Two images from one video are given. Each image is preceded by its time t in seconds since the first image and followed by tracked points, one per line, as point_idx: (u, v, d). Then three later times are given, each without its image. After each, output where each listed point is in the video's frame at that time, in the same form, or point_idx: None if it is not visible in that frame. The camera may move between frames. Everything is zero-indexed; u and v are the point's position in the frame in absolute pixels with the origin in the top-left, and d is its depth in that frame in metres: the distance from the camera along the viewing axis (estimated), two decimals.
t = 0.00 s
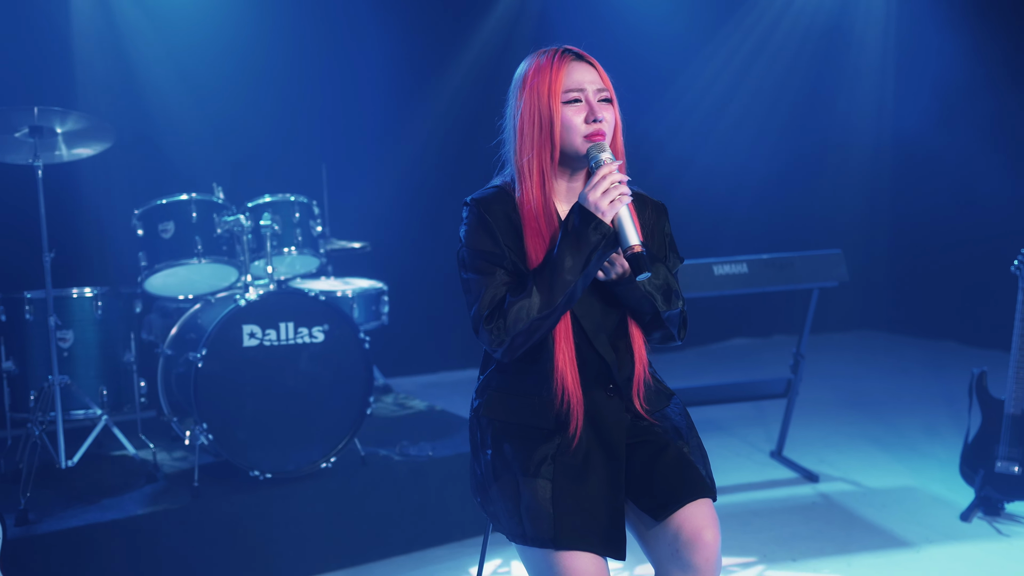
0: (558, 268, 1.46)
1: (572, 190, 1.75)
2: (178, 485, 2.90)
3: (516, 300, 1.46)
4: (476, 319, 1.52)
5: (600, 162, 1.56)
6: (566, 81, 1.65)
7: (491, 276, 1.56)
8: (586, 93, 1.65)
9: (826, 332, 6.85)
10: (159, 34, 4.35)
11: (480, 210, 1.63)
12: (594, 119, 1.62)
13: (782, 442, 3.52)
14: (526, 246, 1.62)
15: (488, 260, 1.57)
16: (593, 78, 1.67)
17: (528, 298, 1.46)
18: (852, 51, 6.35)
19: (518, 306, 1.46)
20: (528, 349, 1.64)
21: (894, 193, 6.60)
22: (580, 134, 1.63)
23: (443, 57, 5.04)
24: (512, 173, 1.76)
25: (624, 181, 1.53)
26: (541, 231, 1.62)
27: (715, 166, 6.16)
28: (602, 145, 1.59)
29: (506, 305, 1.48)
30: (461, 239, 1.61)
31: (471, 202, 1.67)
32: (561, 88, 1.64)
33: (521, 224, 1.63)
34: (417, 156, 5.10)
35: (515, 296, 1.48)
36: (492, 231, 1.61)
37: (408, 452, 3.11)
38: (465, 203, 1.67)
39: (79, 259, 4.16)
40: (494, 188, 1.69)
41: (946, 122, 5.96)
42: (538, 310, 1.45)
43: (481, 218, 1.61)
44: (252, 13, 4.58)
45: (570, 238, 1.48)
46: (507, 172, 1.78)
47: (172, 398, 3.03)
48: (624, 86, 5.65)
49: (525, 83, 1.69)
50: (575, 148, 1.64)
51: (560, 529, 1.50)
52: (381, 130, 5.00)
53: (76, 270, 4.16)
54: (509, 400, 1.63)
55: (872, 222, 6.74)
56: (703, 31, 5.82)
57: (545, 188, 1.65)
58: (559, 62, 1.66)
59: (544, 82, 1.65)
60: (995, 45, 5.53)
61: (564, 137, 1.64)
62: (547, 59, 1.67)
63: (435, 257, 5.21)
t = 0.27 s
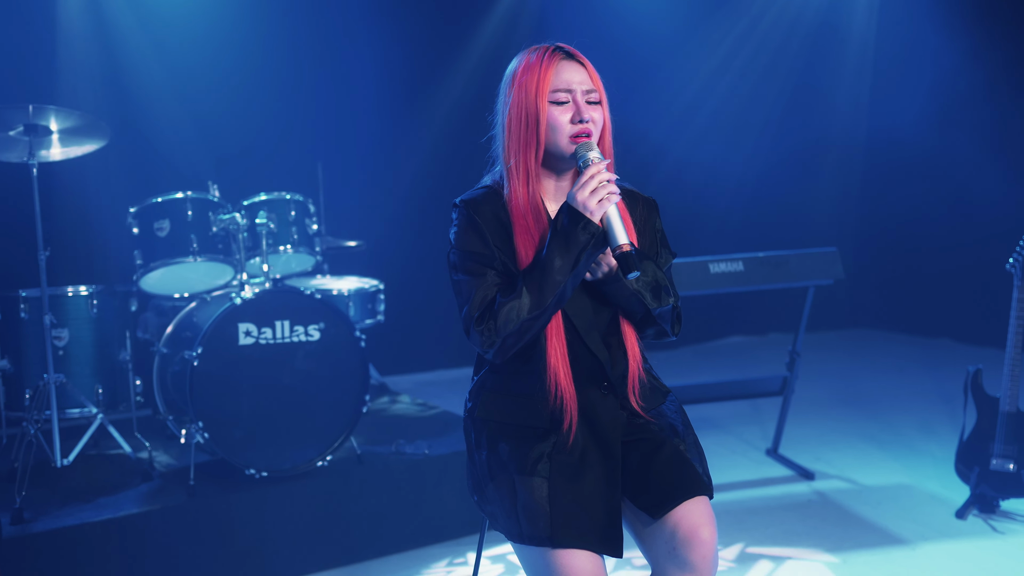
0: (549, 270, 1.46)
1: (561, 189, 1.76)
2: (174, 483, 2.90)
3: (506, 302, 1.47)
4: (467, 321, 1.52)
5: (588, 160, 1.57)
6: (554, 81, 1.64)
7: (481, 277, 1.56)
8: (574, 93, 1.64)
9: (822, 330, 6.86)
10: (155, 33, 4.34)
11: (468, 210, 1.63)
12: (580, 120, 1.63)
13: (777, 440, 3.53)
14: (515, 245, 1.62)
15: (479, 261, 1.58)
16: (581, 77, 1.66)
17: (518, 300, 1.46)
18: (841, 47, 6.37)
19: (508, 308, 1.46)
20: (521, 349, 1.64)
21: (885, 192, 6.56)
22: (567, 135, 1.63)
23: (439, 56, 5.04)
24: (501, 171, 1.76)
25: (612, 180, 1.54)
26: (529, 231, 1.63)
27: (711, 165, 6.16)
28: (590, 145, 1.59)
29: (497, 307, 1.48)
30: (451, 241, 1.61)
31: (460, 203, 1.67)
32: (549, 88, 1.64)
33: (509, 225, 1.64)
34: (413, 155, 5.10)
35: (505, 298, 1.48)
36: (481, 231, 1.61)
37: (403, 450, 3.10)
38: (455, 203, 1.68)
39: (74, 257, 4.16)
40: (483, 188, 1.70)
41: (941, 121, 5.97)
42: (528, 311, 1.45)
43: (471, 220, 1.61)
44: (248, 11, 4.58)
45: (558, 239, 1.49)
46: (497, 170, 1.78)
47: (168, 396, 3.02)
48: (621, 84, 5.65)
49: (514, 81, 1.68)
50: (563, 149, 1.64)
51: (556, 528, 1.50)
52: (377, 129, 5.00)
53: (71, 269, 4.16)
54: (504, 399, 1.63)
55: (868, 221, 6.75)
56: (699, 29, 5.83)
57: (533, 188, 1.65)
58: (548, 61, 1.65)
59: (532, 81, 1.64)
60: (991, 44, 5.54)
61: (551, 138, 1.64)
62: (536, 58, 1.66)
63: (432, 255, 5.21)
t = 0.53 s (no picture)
0: (539, 271, 1.46)
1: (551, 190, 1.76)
2: (169, 482, 2.89)
3: (495, 304, 1.47)
4: (457, 322, 1.54)
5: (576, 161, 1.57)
6: (542, 83, 1.64)
7: (471, 278, 1.57)
8: (561, 96, 1.64)
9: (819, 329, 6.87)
10: (150, 32, 4.34)
11: (458, 212, 1.64)
12: (567, 123, 1.63)
13: (773, 438, 3.53)
14: (504, 246, 1.62)
15: (469, 263, 1.59)
16: (570, 79, 1.66)
17: (507, 302, 1.47)
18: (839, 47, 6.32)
19: (498, 310, 1.47)
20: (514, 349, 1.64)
21: (884, 190, 6.55)
22: (554, 138, 1.63)
23: (436, 55, 5.03)
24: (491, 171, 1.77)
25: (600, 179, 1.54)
26: (518, 232, 1.63)
27: (707, 164, 6.16)
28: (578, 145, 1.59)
29: (486, 309, 1.49)
30: (442, 242, 1.62)
31: (450, 205, 1.69)
32: (537, 91, 1.64)
33: (498, 227, 1.64)
34: (409, 154, 5.09)
35: (494, 300, 1.49)
36: (470, 233, 1.62)
37: (399, 449, 3.10)
38: (445, 205, 1.69)
39: (69, 257, 4.15)
40: (473, 189, 1.71)
41: (937, 122, 5.97)
42: (518, 313, 1.46)
43: (460, 221, 1.63)
44: (244, 11, 4.57)
45: (547, 240, 1.48)
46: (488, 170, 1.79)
47: (162, 396, 3.02)
48: (617, 84, 5.65)
49: (503, 82, 1.68)
50: (550, 152, 1.65)
51: (551, 527, 1.50)
52: (374, 128, 4.99)
53: (66, 269, 4.15)
54: (498, 399, 1.63)
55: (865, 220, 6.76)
56: (696, 29, 5.83)
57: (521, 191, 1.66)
58: (536, 62, 1.65)
59: (520, 83, 1.64)
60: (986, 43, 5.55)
61: (538, 141, 1.64)
62: (524, 59, 1.66)
63: (428, 254, 5.21)
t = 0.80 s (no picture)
0: (530, 275, 1.48)
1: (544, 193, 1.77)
2: (162, 483, 2.89)
3: (485, 304, 1.49)
4: (444, 319, 1.55)
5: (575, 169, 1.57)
6: (536, 92, 1.63)
7: (461, 277, 1.58)
8: (555, 106, 1.63)
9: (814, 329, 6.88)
10: (145, 31, 4.34)
11: (450, 210, 1.65)
12: (560, 135, 1.63)
13: (767, 438, 3.54)
14: (495, 249, 1.63)
15: (457, 261, 1.59)
16: (565, 88, 1.64)
17: (497, 303, 1.49)
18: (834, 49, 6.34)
19: (486, 310, 1.48)
20: (506, 348, 1.64)
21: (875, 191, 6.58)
22: (546, 149, 1.64)
23: (430, 55, 5.03)
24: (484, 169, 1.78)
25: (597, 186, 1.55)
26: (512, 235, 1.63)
27: (702, 164, 6.17)
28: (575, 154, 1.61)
29: (475, 308, 1.50)
30: (432, 240, 1.63)
31: (441, 204, 1.69)
32: (531, 99, 1.62)
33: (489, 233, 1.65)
34: (404, 153, 5.09)
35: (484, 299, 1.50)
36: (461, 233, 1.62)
37: (393, 450, 3.10)
38: (436, 203, 1.70)
39: (63, 257, 4.15)
40: (464, 189, 1.72)
41: (929, 121, 6.00)
42: (507, 314, 1.48)
43: (451, 220, 1.63)
44: (239, 9, 4.57)
45: (542, 243, 1.50)
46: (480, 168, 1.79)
47: (156, 397, 3.01)
48: (612, 84, 5.66)
49: (498, 85, 1.67)
50: (542, 162, 1.65)
51: (545, 527, 1.51)
52: (369, 128, 4.99)
53: (60, 269, 4.14)
54: (491, 398, 1.64)
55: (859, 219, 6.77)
56: (691, 29, 5.85)
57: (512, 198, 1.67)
58: (531, 69, 1.63)
59: (514, 90, 1.63)
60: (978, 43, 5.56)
61: (531, 150, 1.65)
62: (520, 64, 1.63)
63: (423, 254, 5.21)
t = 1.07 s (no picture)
0: (526, 282, 1.52)
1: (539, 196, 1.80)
2: (153, 485, 2.88)
3: (481, 310, 1.52)
4: (437, 324, 1.57)
5: (574, 181, 1.62)
6: (540, 98, 1.64)
7: (455, 281, 1.59)
8: (559, 114, 1.65)
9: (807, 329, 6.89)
10: (137, 32, 4.33)
11: (445, 214, 1.65)
12: (563, 143, 1.65)
13: (758, 438, 3.54)
14: (491, 253, 1.65)
15: (452, 265, 1.61)
16: (568, 96, 1.66)
17: (493, 309, 1.52)
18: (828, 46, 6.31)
19: (482, 315, 1.52)
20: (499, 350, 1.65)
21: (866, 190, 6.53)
22: (548, 156, 1.66)
23: (423, 54, 5.02)
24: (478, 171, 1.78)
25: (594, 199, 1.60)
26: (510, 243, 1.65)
27: (695, 164, 6.18)
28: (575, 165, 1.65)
29: (470, 313, 1.53)
30: (427, 242, 1.64)
31: (436, 205, 1.70)
32: (535, 107, 1.64)
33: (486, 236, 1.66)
34: (396, 154, 5.08)
35: (479, 304, 1.53)
36: (458, 237, 1.63)
37: (385, 450, 3.10)
38: (431, 205, 1.70)
39: (55, 258, 4.14)
40: (460, 191, 1.72)
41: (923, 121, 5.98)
42: (504, 321, 1.51)
43: (447, 223, 1.64)
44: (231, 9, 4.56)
45: (539, 250, 1.55)
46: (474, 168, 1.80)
47: (147, 398, 3.00)
48: (604, 84, 5.67)
49: (500, 88, 1.67)
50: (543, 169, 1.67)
51: (536, 527, 1.52)
52: (361, 128, 4.99)
53: (53, 271, 4.14)
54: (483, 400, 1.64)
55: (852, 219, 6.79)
56: (683, 29, 5.85)
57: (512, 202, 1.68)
58: (536, 76, 1.63)
59: (519, 96, 1.63)
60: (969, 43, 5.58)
61: (533, 156, 1.66)
62: (524, 70, 1.64)
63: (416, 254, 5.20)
